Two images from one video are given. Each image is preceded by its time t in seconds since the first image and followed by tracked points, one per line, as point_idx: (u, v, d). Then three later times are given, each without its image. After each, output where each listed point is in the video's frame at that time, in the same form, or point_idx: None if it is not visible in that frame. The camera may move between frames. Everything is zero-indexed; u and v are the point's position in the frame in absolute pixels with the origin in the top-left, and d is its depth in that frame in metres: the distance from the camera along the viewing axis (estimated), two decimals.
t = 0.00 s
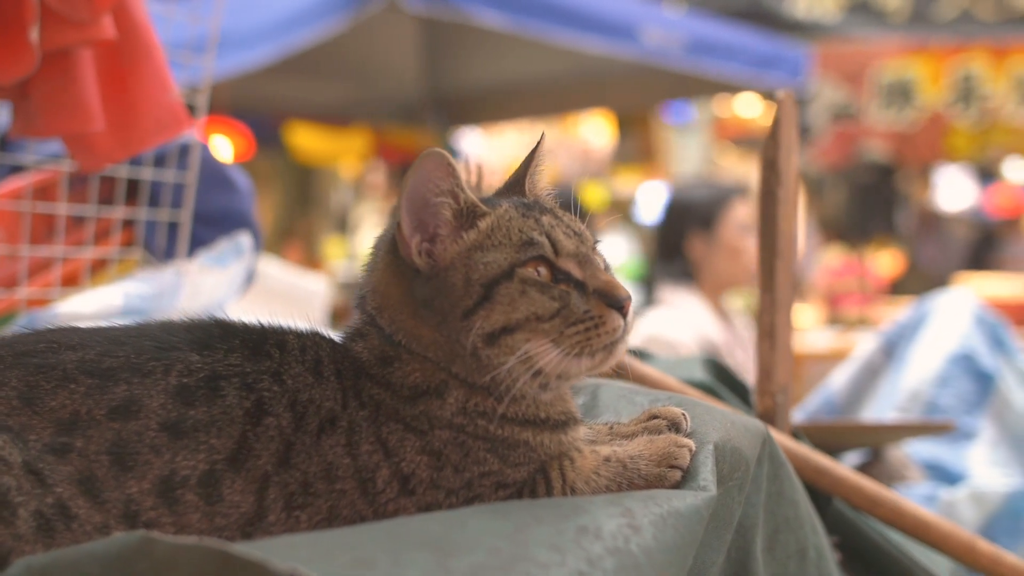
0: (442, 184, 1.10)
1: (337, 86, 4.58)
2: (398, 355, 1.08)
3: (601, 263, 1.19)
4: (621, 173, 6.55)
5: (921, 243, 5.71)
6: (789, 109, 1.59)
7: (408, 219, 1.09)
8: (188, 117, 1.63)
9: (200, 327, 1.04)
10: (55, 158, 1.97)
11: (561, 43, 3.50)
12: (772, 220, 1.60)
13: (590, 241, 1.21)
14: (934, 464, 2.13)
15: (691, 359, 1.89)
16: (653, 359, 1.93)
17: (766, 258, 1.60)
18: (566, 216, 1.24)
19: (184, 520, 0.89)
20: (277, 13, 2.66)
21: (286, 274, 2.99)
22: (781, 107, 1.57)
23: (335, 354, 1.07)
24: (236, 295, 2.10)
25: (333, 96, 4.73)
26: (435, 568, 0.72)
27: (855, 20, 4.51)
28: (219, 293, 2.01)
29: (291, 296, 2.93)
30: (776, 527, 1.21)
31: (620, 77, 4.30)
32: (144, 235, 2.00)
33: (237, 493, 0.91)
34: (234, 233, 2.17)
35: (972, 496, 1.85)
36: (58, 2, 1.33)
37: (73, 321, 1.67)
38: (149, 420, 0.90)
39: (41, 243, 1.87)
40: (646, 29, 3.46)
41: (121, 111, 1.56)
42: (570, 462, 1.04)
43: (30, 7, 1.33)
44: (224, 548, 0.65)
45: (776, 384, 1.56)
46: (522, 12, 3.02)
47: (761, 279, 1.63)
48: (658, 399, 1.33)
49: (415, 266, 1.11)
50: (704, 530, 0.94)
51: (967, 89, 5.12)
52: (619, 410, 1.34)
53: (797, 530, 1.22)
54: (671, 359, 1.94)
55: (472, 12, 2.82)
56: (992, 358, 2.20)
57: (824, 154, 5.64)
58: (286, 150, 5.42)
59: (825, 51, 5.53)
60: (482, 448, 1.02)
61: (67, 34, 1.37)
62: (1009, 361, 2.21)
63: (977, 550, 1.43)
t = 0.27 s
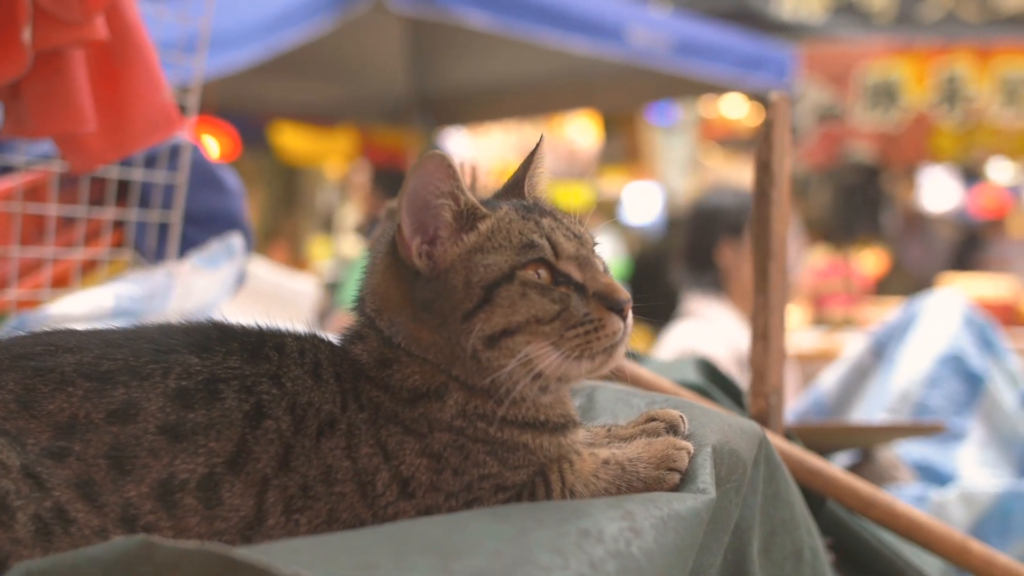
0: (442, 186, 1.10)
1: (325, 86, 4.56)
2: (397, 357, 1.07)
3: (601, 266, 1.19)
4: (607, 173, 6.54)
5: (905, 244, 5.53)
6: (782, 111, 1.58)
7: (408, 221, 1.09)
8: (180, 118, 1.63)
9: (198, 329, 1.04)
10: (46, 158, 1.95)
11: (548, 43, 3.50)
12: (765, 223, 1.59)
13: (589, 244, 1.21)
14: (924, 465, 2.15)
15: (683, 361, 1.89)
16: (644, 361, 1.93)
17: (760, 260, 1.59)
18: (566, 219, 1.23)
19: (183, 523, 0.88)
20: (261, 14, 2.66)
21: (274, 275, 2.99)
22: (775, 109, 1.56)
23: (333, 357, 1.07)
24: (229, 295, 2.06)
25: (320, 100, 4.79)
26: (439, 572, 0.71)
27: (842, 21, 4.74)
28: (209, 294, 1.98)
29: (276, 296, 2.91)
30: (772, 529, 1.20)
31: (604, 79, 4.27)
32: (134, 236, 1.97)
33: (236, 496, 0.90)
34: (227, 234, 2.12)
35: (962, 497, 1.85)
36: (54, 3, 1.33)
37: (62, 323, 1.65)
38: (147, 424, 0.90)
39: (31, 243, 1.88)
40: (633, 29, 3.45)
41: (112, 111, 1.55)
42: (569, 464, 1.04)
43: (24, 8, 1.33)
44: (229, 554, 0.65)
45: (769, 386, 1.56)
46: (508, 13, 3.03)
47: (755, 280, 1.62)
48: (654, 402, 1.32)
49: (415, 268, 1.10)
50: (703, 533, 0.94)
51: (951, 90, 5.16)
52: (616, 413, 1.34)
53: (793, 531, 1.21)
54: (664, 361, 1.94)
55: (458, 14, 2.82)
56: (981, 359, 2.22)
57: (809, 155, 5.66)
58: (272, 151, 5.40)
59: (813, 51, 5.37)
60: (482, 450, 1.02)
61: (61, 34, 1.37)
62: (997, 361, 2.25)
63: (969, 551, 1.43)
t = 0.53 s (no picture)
0: (440, 188, 1.09)
1: (311, 86, 4.55)
2: (395, 359, 1.07)
3: (599, 268, 1.19)
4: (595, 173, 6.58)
5: (891, 243, 5.68)
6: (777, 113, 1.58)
7: (405, 223, 1.08)
8: (173, 118, 1.64)
9: (196, 332, 1.04)
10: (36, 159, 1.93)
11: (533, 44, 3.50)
12: (759, 225, 1.59)
13: (587, 246, 1.20)
14: (914, 466, 2.16)
15: (676, 362, 1.88)
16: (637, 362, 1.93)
17: (754, 261, 1.59)
18: (564, 220, 1.23)
19: (181, 527, 0.88)
20: (250, 14, 2.66)
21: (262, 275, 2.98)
22: (770, 110, 1.56)
23: (331, 359, 1.07)
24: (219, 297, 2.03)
25: (306, 98, 4.75)
26: None
27: (829, 21, 4.44)
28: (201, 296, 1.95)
29: (264, 296, 2.89)
30: (767, 530, 1.19)
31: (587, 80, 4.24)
32: (125, 237, 1.97)
33: (235, 499, 0.90)
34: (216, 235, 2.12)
35: (953, 497, 1.85)
36: (45, 3, 1.32)
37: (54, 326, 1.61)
38: (144, 427, 0.89)
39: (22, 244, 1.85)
40: (619, 30, 3.44)
41: (105, 112, 1.55)
42: (567, 467, 1.04)
43: (16, 8, 1.32)
44: (231, 557, 0.64)
45: (763, 387, 1.56)
46: (495, 13, 3.04)
47: (749, 281, 1.62)
48: (650, 403, 1.32)
49: (413, 270, 1.09)
50: (701, 536, 0.94)
51: (937, 92, 5.06)
52: (612, 414, 1.34)
53: (788, 532, 1.21)
54: (656, 362, 1.95)
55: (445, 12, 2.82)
56: (970, 359, 2.23)
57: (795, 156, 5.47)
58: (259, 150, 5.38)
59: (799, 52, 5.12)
60: (480, 452, 1.01)
61: (53, 34, 1.36)
62: (985, 361, 2.27)
63: (963, 553, 1.43)
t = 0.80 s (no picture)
0: (439, 191, 1.09)
1: (295, 88, 4.52)
2: (395, 362, 1.07)
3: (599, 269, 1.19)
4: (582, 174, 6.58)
5: (878, 244, 5.77)
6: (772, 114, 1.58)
7: (405, 226, 1.08)
8: (165, 119, 1.63)
9: (195, 335, 1.03)
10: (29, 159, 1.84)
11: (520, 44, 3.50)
12: (754, 226, 1.59)
13: (587, 248, 1.20)
14: (906, 467, 2.17)
15: (670, 363, 1.88)
16: (630, 364, 1.92)
17: (748, 263, 1.59)
18: (563, 222, 1.23)
19: (181, 531, 0.88)
20: (236, 13, 2.64)
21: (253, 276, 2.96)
22: (764, 112, 1.57)
23: (331, 362, 1.06)
24: (211, 298, 2.02)
25: (290, 97, 4.65)
26: None
27: (815, 22, 4.52)
28: (191, 299, 1.93)
29: (257, 298, 2.88)
30: (764, 532, 1.19)
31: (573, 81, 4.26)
32: (116, 238, 1.95)
33: (235, 503, 0.89)
34: (210, 237, 2.10)
35: (944, 498, 1.85)
36: (38, 3, 1.32)
37: (46, 329, 1.60)
38: (144, 431, 0.89)
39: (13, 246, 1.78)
40: (606, 30, 3.45)
41: (98, 113, 1.54)
42: (567, 469, 1.03)
43: (8, 9, 1.32)
44: (235, 561, 0.64)
45: (758, 389, 1.56)
46: (480, 12, 3.08)
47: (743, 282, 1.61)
48: (648, 406, 1.32)
49: (412, 273, 1.09)
50: (702, 538, 0.94)
51: (924, 92, 4.84)
52: (610, 417, 1.33)
53: (785, 534, 1.21)
54: (650, 364, 1.94)
55: (432, 12, 2.90)
56: (961, 360, 2.22)
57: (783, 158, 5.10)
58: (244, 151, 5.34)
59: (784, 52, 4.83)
60: (481, 455, 1.01)
61: (46, 35, 1.36)
62: (976, 363, 2.26)
63: (958, 555, 1.42)
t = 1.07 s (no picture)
0: (439, 193, 1.08)
1: (282, 87, 4.51)
2: (395, 364, 1.07)
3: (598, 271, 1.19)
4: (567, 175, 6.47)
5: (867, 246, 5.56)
6: (766, 116, 1.58)
7: (405, 228, 1.07)
8: (158, 119, 1.63)
9: (194, 337, 1.03)
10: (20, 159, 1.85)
11: (508, 45, 3.51)
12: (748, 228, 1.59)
13: (586, 250, 1.20)
14: (897, 467, 2.18)
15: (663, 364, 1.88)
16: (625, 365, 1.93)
17: (742, 264, 1.58)
18: (561, 223, 1.23)
19: (181, 533, 0.87)
20: (224, 14, 2.65)
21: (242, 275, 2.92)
22: (758, 113, 1.56)
23: (331, 364, 1.06)
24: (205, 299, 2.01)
25: (282, 98, 4.69)
26: None
27: (803, 22, 4.28)
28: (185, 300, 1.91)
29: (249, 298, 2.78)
30: (761, 533, 1.19)
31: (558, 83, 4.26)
32: (108, 239, 1.94)
33: (235, 506, 0.89)
34: (201, 238, 2.10)
35: (935, 499, 1.86)
36: (32, 3, 1.32)
37: (37, 330, 1.59)
38: (144, 434, 0.88)
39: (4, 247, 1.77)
40: (594, 31, 3.46)
41: (92, 114, 1.54)
42: (567, 471, 1.03)
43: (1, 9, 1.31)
44: (237, 563, 0.64)
45: (752, 390, 1.56)
46: (469, 13, 3.07)
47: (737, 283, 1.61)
48: (646, 407, 1.32)
49: (412, 274, 1.09)
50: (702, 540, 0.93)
51: (910, 93, 4.89)
52: (608, 418, 1.33)
53: (781, 535, 1.20)
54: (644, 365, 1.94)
55: (419, 13, 2.86)
56: (951, 361, 2.21)
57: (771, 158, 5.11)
58: (232, 152, 5.33)
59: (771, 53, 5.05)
60: (481, 457, 1.01)
61: (39, 35, 1.36)
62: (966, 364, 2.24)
63: (952, 555, 1.41)
